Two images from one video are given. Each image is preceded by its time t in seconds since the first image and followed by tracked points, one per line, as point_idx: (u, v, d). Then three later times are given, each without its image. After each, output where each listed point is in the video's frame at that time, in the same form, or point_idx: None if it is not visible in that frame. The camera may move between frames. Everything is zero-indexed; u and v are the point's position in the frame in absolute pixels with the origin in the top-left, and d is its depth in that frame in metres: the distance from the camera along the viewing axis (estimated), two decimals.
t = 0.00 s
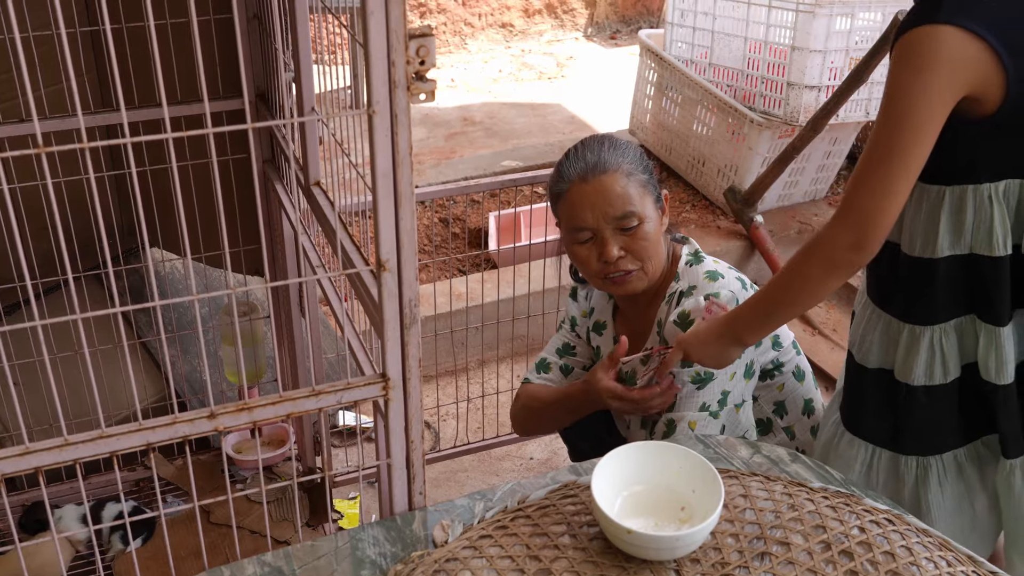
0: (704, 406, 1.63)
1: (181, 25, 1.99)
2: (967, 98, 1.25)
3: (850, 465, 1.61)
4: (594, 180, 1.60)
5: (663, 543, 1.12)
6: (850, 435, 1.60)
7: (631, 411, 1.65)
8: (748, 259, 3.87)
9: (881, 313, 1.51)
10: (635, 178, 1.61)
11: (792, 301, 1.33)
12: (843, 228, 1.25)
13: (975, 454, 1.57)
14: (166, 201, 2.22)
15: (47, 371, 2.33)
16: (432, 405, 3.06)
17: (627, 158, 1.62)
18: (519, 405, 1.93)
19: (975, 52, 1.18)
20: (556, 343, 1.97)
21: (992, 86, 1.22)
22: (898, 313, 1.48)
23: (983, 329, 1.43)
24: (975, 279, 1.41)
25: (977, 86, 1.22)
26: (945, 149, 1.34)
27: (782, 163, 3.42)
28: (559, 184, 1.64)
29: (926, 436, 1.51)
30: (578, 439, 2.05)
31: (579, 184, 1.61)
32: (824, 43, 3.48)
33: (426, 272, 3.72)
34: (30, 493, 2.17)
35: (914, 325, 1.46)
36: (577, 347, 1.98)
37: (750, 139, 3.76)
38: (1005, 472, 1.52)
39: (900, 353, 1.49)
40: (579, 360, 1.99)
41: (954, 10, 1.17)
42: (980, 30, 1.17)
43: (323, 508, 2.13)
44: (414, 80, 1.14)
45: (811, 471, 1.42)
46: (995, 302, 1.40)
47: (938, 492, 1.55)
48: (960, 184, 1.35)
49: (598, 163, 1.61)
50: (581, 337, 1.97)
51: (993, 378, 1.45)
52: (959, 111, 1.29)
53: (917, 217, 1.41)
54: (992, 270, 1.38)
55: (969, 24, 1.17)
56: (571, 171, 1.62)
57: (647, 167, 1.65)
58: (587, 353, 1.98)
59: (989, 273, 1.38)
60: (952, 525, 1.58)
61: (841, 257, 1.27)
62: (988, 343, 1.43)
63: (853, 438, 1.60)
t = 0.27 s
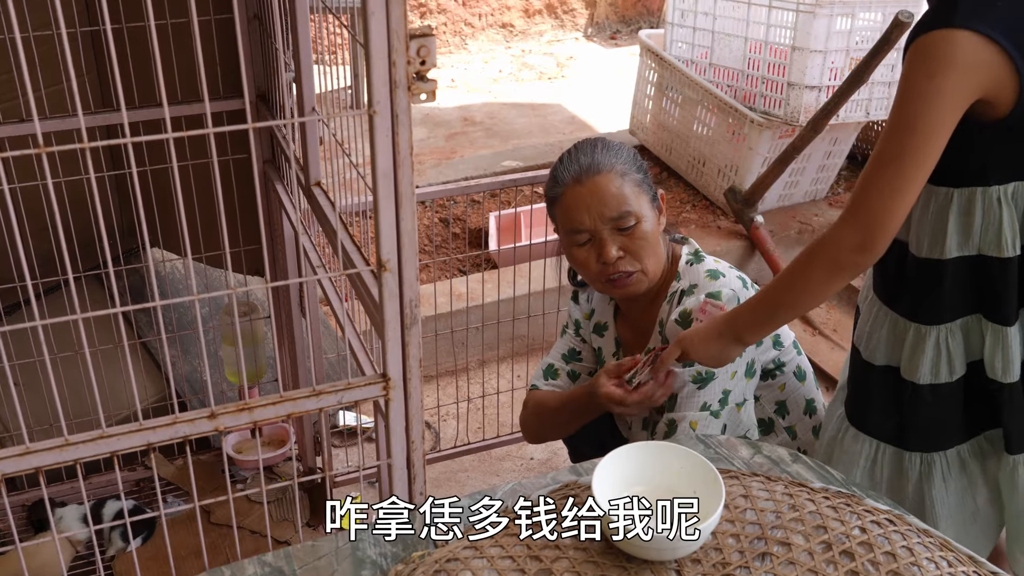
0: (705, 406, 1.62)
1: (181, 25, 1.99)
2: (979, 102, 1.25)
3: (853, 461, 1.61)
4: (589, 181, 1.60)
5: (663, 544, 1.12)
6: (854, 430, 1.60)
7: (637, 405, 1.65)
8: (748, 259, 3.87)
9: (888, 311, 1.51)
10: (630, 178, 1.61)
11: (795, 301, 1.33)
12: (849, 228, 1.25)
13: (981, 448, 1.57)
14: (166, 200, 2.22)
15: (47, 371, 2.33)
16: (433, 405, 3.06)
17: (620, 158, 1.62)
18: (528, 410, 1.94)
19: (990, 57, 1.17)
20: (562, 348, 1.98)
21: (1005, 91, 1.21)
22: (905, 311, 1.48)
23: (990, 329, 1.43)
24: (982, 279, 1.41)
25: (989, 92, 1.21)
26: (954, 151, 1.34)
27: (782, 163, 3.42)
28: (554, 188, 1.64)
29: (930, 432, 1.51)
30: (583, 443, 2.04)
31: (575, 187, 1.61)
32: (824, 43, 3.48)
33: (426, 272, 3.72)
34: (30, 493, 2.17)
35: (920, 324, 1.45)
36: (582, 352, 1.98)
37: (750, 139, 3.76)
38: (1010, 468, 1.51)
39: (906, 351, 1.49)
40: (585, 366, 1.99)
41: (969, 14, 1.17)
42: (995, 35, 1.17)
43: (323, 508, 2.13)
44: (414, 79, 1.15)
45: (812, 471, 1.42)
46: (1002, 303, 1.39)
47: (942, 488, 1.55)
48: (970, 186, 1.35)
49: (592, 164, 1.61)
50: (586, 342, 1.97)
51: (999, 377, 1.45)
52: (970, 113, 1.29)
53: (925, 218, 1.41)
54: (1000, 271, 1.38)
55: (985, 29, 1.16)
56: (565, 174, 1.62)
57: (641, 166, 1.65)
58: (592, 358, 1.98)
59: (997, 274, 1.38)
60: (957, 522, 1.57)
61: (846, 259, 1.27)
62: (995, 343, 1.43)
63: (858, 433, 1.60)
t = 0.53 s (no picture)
0: (704, 408, 1.63)
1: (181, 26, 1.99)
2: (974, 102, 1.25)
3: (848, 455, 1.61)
4: (581, 183, 1.60)
5: (663, 545, 1.12)
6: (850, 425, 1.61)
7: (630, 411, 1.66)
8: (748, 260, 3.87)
9: (885, 308, 1.51)
10: (623, 179, 1.61)
11: (790, 302, 1.33)
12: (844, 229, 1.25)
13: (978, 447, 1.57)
14: (166, 202, 2.22)
15: (47, 373, 2.33)
16: (433, 406, 3.06)
17: (613, 159, 1.62)
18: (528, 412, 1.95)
19: (985, 59, 1.17)
20: (562, 351, 1.98)
21: (999, 92, 1.22)
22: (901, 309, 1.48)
23: (983, 329, 1.43)
24: (976, 279, 1.41)
25: (983, 94, 1.21)
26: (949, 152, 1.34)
27: (782, 163, 3.42)
28: (547, 191, 1.64)
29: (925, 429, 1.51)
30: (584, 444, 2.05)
31: (568, 189, 1.61)
32: (824, 44, 3.48)
33: (426, 273, 3.71)
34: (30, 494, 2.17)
35: (914, 322, 1.46)
36: (582, 355, 1.98)
37: (750, 139, 3.76)
38: (1002, 469, 1.51)
39: (901, 349, 1.49)
40: (585, 368, 1.99)
41: (964, 17, 1.17)
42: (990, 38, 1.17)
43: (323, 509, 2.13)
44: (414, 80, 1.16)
45: (811, 472, 1.41)
46: (995, 303, 1.39)
47: (934, 485, 1.55)
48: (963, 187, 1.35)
49: (585, 166, 1.60)
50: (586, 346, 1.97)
51: (991, 377, 1.45)
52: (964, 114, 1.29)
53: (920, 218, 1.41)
54: (993, 272, 1.38)
55: (979, 31, 1.16)
56: (558, 176, 1.62)
57: (635, 166, 1.65)
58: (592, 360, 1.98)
59: (990, 275, 1.38)
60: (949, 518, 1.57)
61: (841, 260, 1.27)
62: (988, 343, 1.43)
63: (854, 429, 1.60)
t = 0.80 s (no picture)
0: (700, 409, 1.62)
1: (182, 25, 1.99)
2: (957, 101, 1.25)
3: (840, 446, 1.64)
4: (577, 182, 1.60)
5: (663, 544, 1.12)
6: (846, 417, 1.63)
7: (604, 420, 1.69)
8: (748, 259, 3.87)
9: (878, 302, 1.54)
10: (618, 179, 1.61)
11: (781, 303, 1.33)
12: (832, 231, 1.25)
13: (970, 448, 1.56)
14: (166, 200, 2.22)
15: (47, 371, 2.33)
16: (433, 405, 3.06)
17: (609, 159, 1.62)
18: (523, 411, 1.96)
19: (965, 59, 1.18)
20: (558, 348, 1.99)
21: (981, 90, 1.22)
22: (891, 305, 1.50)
23: (966, 329, 1.43)
24: (960, 281, 1.41)
25: (964, 95, 1.22)
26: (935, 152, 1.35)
27: (782, 162, 3.42)
28: (544, 189, 1.64)
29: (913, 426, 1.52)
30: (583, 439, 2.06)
31: (563, 187, 1.61)
32: (824, 43, 3.48)
33: (426, 273, 3.71)
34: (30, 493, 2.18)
35: (900, 318, 1.47)
36: (579, 352, 1.99)
37: (750, 138, 3.76)
38: (987, 469, 1.51)
39: (889, 343, 1.51)
40: (581, 365, 2.00)
41: (945, 19, 1.17)
42: (970, 39, 1.17)
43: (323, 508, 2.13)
44: (415, 79, 1.15)
45: (812, 470, 1.42)
46: (977, 305, 1.39)
47: (921, 482, 1.56)
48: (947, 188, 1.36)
49: (581, 165, 1.61)
50: (583, 344, 1.98)
51: (973, 379, 1.44)
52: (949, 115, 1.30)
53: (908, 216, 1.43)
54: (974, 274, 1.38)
55: (959, 33, 1.17)
56: (554, 174, 1.63)
57: (632, 166, 1.65)
58: (589, 358, 1.99)
59: (972, 277, 1.38)
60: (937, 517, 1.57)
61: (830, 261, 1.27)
62: (969, 344, 1.42)
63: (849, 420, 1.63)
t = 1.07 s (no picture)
0: (702, 407, 1.62)
1: (184, 21, 1.99)
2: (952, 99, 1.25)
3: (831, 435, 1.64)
4: (577, 179, 1.60)
5: (666, 539, 1.12)
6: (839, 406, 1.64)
7: (577, 422, 1.78)
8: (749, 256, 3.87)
9: (874, 294, 1.54)
10: (618, 176, 1.61)
11: (774, 300, 1.33)
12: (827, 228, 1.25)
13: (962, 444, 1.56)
14: (168, 195, 2.22)
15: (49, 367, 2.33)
16: (435, 401, 3.06)
17: (610, 157, 1.61)
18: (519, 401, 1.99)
19: (960, 59, 1.18)
20: (553, 338, 2.02)
21: (976, 88, 1.22)
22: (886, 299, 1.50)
23: (956, 326, 1.43)
24: (952, 278, 1.41)
25: (959, 93, 1.22)
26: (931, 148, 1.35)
27: (784, 159, 3.42)
28: (544, 186, 1.64)
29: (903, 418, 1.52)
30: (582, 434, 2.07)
31: (563, 185, 1.61)
32: (826, 39, 3.47)
33: (427, 269, 3.71)
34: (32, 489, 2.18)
35: (892, 312, 1.48)
36: (574, 343, 2.02)
37: (751, 135, 3.75)
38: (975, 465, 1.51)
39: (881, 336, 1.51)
40: (575, 356, 2.03)
41: (941, 18, 1.17)
42: (966, 38, 1.17)
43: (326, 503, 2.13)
44: (417, 74, 1.13)
45: (815, 467, 1.41)
46: (968, 303, 1.39)
47: (908, 474, 1.56)
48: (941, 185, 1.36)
49: (581, 162, 1.60)
50: (577, 334, 2.01)
51: (963, 375, 1.44)
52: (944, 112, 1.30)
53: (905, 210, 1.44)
54: (966, 273, 1.38)
55: (955, 32, 1.16)
56: (554, 171, 1.62)
57: (632, 163, 1.64)
58: (582, 348, 2.02)
59: (964, 275, 1.38)
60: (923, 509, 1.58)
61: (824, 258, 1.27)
62: (960, 341, 1.43)
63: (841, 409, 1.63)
